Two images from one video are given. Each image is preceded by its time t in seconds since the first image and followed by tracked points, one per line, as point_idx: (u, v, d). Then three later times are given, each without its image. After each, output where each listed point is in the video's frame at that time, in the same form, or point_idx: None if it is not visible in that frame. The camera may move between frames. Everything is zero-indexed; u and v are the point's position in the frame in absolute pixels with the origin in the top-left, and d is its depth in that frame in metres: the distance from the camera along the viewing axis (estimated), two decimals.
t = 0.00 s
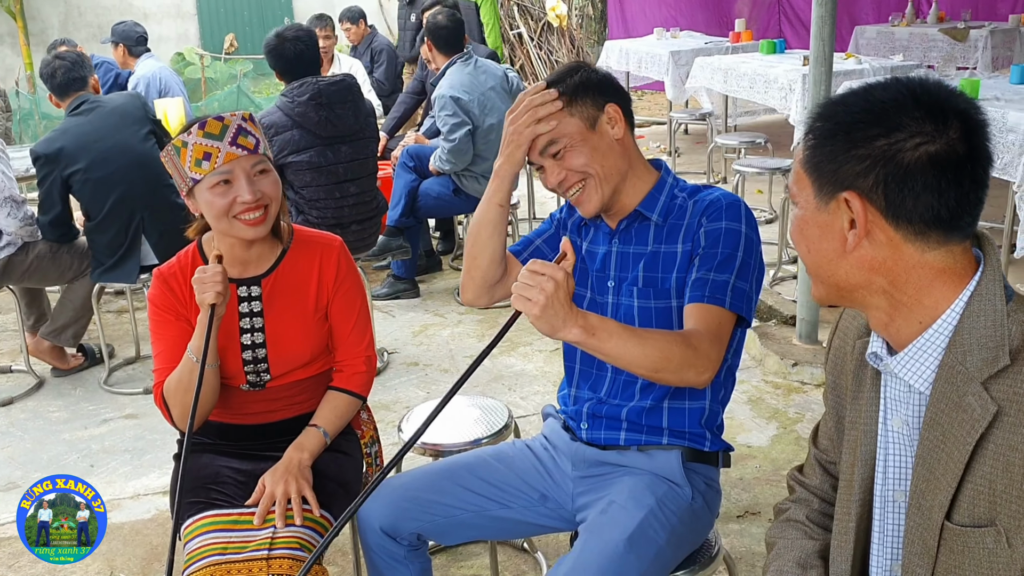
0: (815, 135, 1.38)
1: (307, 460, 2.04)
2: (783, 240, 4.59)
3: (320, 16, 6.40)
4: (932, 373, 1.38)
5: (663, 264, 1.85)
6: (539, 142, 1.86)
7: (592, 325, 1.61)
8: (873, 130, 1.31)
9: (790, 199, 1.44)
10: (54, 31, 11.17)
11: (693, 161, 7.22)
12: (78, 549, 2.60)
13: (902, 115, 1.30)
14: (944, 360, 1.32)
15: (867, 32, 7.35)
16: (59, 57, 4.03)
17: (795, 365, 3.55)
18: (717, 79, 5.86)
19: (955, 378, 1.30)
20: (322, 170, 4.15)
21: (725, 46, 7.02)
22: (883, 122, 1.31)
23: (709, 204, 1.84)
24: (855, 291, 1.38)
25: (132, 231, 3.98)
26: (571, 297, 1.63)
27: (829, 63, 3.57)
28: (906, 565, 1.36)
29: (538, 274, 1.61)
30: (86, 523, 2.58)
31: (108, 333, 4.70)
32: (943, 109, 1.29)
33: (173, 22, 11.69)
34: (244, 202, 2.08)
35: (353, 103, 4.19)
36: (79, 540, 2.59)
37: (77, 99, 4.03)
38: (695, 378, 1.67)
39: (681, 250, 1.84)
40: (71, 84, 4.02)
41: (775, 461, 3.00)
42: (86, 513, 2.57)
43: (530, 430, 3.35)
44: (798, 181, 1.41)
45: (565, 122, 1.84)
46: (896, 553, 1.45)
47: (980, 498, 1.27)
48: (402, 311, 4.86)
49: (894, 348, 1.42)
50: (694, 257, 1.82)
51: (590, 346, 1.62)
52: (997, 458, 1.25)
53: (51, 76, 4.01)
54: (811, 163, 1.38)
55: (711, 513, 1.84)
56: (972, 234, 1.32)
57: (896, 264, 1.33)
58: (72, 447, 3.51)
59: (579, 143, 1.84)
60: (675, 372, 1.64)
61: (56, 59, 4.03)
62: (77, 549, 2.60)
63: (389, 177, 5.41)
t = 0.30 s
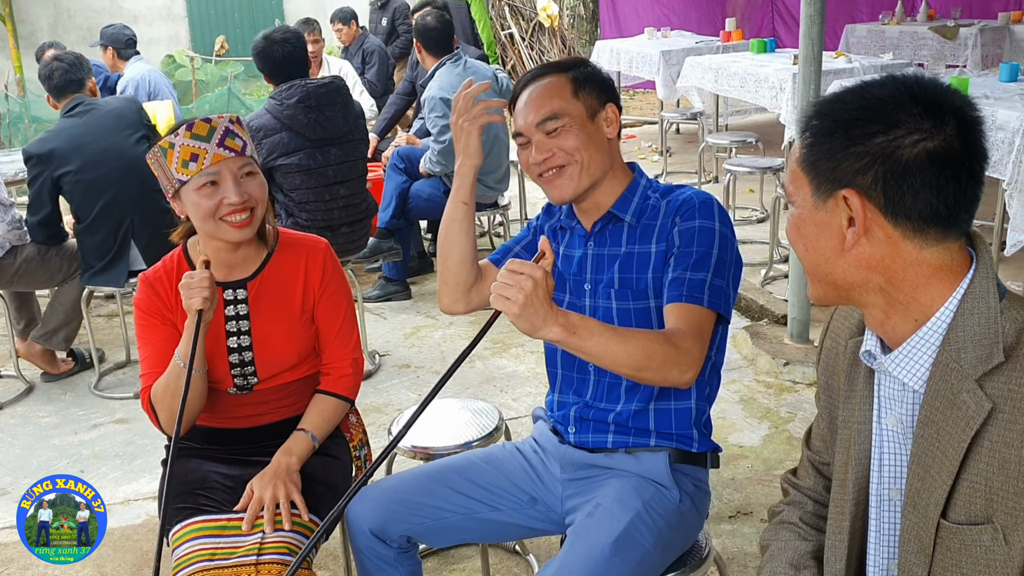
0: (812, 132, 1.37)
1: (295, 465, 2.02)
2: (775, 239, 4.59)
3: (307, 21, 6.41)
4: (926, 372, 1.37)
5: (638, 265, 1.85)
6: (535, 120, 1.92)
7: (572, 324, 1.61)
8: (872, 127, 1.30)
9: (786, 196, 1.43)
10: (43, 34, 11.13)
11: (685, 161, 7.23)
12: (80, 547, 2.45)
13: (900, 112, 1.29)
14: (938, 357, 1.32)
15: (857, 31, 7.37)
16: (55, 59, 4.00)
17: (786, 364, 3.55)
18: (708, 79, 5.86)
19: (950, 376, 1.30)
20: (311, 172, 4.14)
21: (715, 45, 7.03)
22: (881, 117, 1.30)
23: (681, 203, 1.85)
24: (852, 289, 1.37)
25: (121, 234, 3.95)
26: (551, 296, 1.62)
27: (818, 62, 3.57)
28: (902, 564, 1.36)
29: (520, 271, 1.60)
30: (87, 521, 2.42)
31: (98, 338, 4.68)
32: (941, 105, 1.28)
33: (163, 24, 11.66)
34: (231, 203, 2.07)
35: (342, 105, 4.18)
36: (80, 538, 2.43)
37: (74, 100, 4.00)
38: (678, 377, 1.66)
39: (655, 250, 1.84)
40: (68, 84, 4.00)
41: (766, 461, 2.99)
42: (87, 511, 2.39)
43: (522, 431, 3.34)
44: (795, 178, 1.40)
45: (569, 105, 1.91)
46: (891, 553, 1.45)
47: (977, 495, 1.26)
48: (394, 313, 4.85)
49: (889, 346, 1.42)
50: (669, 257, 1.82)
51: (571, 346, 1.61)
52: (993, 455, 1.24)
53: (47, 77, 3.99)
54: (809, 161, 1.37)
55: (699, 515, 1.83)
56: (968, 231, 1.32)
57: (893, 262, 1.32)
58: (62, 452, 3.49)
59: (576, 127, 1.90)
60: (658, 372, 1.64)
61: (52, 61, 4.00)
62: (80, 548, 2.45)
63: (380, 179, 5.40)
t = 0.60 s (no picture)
0: (825, 131, 1.36)
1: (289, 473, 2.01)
2: (771, 240, 4.58)
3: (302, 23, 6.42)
4: (933, 374, 1.37)
5: (617, 280, 1.84)
6: (582, 105, 1.89)
7: (565, 334, 1.60)
8: (887, 128, 1.29)
9: (794, 195, 1.42)
10: (37, 38, 11.11)
11: (680, 162, 7.24)
12: (80, 548, 2.42)
13: (916, 114, 1.28)
14: (946, 360, 1.31)
15: (851, 31, 7.38)
16: (50, 63, 3.97)
17: (783, 366, 3.54)
18: (703, 80, 5.86)
19: (958, 378, 1.29)
20: (305, 177, 4.12)
21: (710, 46, 7.03)
22: (896, 118, 1.29)
23: (653, 213, 1.85)
24: (858, 291, 1.36)
25: (116, 240, 3.94)
26: (544, 305, 1.61)
27: (812, 63, 3.57)
28: (908, 566, 1.35)
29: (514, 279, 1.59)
30: (87, 522, 2.40)
31: (93, 343, 4.66)
32: (957, 109, 1.27)
33: (158, 28, 11.65)
34: (219, 210, 2.06)
35: (336, 109, 4.18)
36: (80, 539, 2.41)
37: (71, 104, 3.98)
38: (669, 392, 1.66)
39: (632, 263, 1.83)
40: (65, 89, 3.98)
41: (763, 463, 2.99)
42: (88, 511, 2.38)
43: (519, 435, 3.34)
44: (804, 178, 1.39)
45: (611, 109, 1.92)
46: (895, 555, 1.43)
47: (987, 497, 1.26)
48: (389, 316, 4.83)
49: (894, 349, 1.41)
50: (646, 270, 1.82)
51: (565, 357, 1.61)
52: (1004, 457, 1.24)
53: (43, 80, 3.96)
54: (821, 161, 1.35)
55: (695, 517, 1.83)
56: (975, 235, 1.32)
57: (902, 264, 1.31)
58: (57, 459, 3.48)
59: (612, 133, 1.91)
60: (649, 387, 1.63)
61: (49, 65, 3.97)
62: (79, 550, 2.43)
63: (376, 182, 5.39)
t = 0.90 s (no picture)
0: (860, 119, 1.33)
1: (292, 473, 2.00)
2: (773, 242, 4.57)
3: (304, 22, 6.40)
4: (940, 379, 1.36)
5: (603, 294, 1.82)
6: (570, 125, 1.83)
7: (570, 342, 1.59)
8: (925, 122, 1.27)
9: (817, 181, 1.40)
10: (36, 37, 11.10)
11: (681, 163, 7.24)
12: (82, 548, 2.41)
13: (956, 113, 1.26)
14: (954, 363, 1.30)
15: (853, 33, 7.38)
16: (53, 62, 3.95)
17: (786, 368, 3.54)
18: (705, 81, 5.85)
19: (967, 381, 1.28)
20: (307, 178, 4.11)
21: (712, 47, 7.03)
22: (935, 113, 1.26)
23: (639, 226, 1.82)
24: (869, 286, 1.36)
25: (118, 240, 3.92)
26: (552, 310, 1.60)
27: (816, 65, 3.55)
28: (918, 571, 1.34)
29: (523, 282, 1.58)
30: (89, 522, 2.39)
31: (93, 344, 4.65)
32: (997, 113, 1.25)
33: (157, 28, 11.62)
34: (208, 223, 2.04)
35: (338, 110, 4.15)
36: (82, 539, 2.40)
37: (75, 104, 3.97)
38: (669, 411, 1.66)
39: (619, 279, 1.81)
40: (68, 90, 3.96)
41: (766, 466, 2.98)
42: (89, 511, 2.37)
43: (521, 437, 3.33)
44: (831, 164, 1.37)
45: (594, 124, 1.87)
46: (903, 561, 1.42)
47: (999, 503, 1.25)
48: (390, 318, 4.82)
49: (899, 353, 1.41)
50: (636, 287, 1.80)
51: (567, 364, 1.60)
52: (1016, 461, 1.23)
53: (47, 79, 3.94)
54: (853, 149, 1.33)
55: (698, 522, 1.82)
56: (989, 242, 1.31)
57: (918, 264, 1.31)
58: (57, 459, 3.46)
59: (599, 148, 1.87)
60: (647, 404, 1.63)
61: (52, 64, 3.95)
62: (81, 550, 2.41)
63: (378, 183, 5.40)
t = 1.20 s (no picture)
0: (884, 124, 1.31)
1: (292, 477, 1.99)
2: (776, 246, 4.57)
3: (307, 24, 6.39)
4: (935, 390, 1.36)
5: (600, 315, 1.79)
6: (555, 147, 1.75)
7: (577, 353, 1.59)
8: (949, 137, 1.25)
9: (826, 182, 1.39)
10: (39, 39, 11.11)
11: (684, 166, 7.25)
12: (81, 548, 2.43)
13: (983, 130, 1.24)
14: (948, 375, 1.30)
15: (855, 36, 7.38)
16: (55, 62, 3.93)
17: (788, 373, 3.53)
18: (707, 84, 5.85)
19: (960, 394, 1.28)
20: (310, 181, 4.11)
21: (714, 50, 7.02)
22: (960, 126, 1.25)
23: (632, 243, 1.80)
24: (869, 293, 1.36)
25: (121, 241, 3.92)
26: (559, 320, 1.60)
27: (818, 69, 3.54)
28: None
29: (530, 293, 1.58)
30: (89, 522, 2.39)
31: (95, 346, 4.64)
32: (1020, 134, 1.24)
33: (159, 29, 11.62)
34: (207, 231, 2.03)
35: (340, 113, 4.15)
36: (82, 539, 2.40)
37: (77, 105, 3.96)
38: (677, 427, 1.67)
39: (616, 298, 1.78)
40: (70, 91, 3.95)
41: (768, 471, 2.97)
42: (89, 511, 2.37)
43: (523, 440, 3.32)
44: (845, 164, 1.35)
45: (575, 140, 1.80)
46: (898, 567, 1.42)
47: (995, 516, 1.24)
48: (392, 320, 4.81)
49: (896, 362, 1.40)
50: (632, 307, 1.77)
51: (573, 376, 1.59)
52: (1011, 476, 1.23)
53: (49, 80, 3.92)
54: (872, 155, 1.31)
55: (700, 530, 1.81)
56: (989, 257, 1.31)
57: (921, 275, 1.31)
58: (58, 461, 3.46)
59: (583, 167, 1.80)
60: (654, 420, 1.64)
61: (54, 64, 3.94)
62: (81, 549, 2.42)
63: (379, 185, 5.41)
